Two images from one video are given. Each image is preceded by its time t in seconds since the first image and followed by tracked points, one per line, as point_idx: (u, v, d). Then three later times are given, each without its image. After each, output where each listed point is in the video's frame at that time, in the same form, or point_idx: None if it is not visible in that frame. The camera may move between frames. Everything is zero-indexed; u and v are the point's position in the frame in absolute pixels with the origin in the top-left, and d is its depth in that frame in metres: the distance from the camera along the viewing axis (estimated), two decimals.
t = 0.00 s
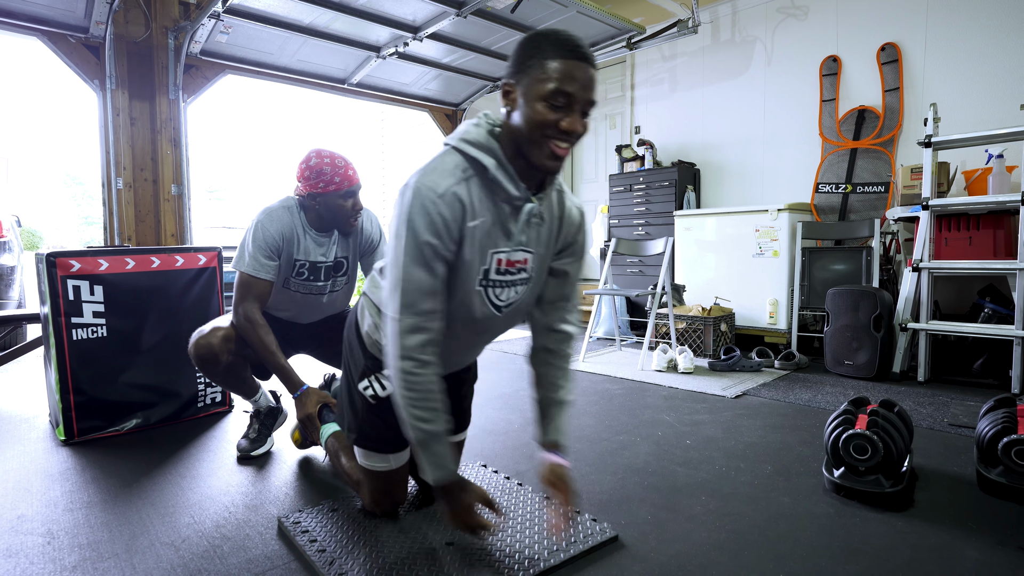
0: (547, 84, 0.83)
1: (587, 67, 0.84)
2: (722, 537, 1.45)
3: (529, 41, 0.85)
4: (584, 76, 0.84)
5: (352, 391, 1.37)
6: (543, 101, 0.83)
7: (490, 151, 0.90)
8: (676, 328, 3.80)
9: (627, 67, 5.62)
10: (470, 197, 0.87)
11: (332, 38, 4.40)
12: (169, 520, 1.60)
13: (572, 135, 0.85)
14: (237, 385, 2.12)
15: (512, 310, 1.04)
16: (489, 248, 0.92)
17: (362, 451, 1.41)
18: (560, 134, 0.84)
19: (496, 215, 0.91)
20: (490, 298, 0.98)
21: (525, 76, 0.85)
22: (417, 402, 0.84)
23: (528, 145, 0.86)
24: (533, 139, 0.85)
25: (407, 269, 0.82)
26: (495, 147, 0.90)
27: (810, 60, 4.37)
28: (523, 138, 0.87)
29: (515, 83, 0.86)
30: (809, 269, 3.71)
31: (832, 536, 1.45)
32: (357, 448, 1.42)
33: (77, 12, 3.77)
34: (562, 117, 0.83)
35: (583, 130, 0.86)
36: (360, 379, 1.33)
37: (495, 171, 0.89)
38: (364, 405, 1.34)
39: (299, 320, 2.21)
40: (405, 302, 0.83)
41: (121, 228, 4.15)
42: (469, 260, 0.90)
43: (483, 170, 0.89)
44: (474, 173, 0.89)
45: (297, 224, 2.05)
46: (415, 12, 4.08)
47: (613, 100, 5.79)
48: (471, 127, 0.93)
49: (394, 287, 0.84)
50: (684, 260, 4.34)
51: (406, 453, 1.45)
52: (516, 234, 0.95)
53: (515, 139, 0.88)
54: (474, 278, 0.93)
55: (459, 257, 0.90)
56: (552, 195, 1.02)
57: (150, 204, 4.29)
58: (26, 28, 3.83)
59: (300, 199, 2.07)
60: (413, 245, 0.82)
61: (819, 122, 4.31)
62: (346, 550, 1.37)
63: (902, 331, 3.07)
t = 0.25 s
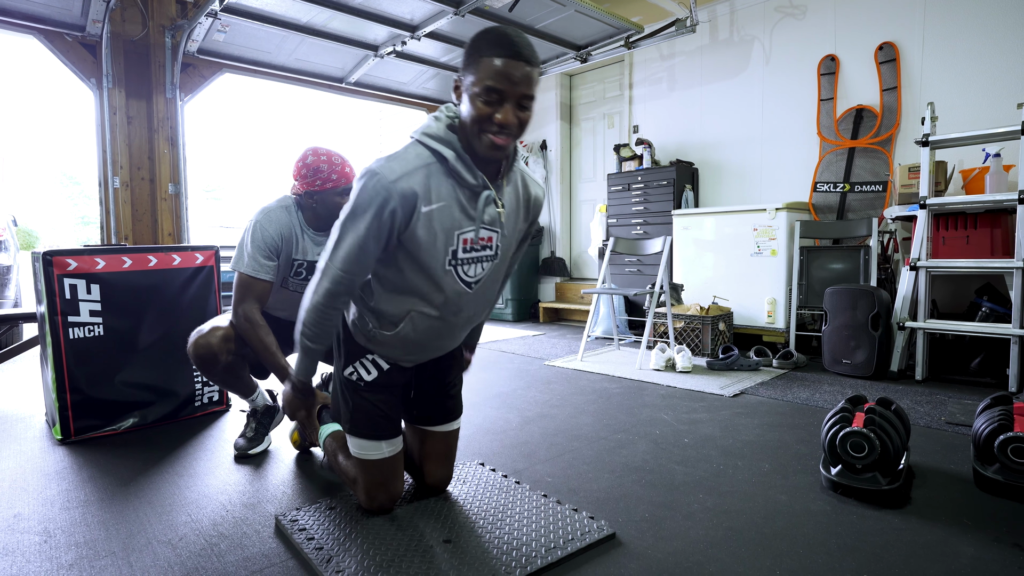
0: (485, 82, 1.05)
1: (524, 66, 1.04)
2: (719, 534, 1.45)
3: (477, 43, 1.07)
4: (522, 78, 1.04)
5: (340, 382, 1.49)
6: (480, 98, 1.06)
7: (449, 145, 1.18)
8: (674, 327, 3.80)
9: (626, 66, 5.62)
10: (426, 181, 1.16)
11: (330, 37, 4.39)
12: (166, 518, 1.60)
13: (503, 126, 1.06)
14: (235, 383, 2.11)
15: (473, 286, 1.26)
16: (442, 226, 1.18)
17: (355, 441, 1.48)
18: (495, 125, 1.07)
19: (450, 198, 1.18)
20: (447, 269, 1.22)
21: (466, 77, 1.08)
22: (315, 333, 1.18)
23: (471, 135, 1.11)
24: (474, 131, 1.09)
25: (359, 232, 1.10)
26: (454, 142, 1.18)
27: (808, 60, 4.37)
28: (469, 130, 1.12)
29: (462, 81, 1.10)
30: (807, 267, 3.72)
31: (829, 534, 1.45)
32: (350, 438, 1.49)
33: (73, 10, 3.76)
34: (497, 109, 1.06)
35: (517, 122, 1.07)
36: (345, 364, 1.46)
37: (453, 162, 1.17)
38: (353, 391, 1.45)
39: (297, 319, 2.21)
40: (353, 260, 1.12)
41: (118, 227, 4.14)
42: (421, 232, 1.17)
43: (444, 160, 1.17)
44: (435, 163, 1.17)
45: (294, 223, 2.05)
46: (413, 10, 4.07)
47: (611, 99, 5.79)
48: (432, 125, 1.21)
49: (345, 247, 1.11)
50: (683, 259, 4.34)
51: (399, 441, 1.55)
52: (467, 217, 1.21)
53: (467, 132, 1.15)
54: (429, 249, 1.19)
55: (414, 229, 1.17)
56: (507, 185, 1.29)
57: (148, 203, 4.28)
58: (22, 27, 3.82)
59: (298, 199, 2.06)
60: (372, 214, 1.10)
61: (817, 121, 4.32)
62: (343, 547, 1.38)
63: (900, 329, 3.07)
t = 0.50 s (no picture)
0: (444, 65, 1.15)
1: (480, 50, 1.16)
2: (715, 532, 1.46)
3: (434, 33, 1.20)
4: (477, 61, 1.15)
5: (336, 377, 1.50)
6: (440, 83, 1.17)
7: (418, 128, 1.27)
8: (672, 327, 3.80)
9: (624, 66, 5.63)
10: (400, 163, 1.23)
11: (328, 37, 4.39)
12: (165, 517, 1.60)
13: (463, 106, 1.16)
14: (235, 382, 2.12)
15: (456, 264, 1.32)
16: (419, 205, 1.25)
17: (351, 436, 1.49)
18: (456, 106, 1.17)
19: (424, 178, 1.26)
20: (429, 247, 1.27)
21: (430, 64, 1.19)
22: (309, 322, 1.16)
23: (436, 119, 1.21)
24: (437, 114, 1.20)
25: (340, 213, 1.14)
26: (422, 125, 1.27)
27: (806, 60, 4.38)
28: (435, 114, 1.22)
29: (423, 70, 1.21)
30: (805, 267, 3.73)
31: (826, 531, 1.46)
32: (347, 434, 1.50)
33: (71, 10, 3.75)
34: (454, 90, 1.16)
35: (473, 104, 1.17)
36: (341, 359, 1.48)
37: (424, 143, 1.27)
38: (348, 385, 1.47)
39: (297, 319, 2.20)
40: (336, 242, 1.14)
41: (116, 227, 4.14)
42: (401, 212, 1.23)
43: (415, 142, 1.27)
44: (408, 147, 1.26)
45: (292, 223, 2.05)
46: (411, 10, 4.08)
47: (610, 99, 5.80)
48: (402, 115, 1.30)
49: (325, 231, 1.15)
50: (681, 259, 4.35)
51: (396, 436, 1.55)
52: (443, 196, 1.28)
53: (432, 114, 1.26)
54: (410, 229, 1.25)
55: (394, 207, 1.23)
56: (478, 166, 1.38)
57: (146, 203, 4.28)
58: (20, 26, 3.82)
59: (297, 199, 2.07)
60: (351, 195, 1.15)
61: (814, 121, 4.33)
62: (341, 545, 1.38)
63: (897, 328, 3.08)
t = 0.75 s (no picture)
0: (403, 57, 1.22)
1: (437, 37, 1.20)
2: (713, 531, 1.46)
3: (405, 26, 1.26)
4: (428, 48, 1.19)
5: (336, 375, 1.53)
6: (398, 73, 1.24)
7: (400, 119, 1.34)
8: (670, 327, 3.81)
9: (622, 66, 5.63)
10: (386, 152, 1.30)
11: (327, 37, 4.39)
12: (163, 516, 1.60)
13: (415, 91, 1.21)
14: (235, 382, 2.11)
15: (443, 248, 1.37)
16: (405, 191, 1.30)
17: (349, 435, 1.51)
18: (410, 92, 1.23)
19: (409, 165, 1.32)
20: (416, 232, 1.33)
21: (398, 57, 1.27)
22: (324, 311, 1.20)
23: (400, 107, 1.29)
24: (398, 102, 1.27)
25: (333, 202, 1.21)
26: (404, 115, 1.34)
27: (804, 60, 4.39)
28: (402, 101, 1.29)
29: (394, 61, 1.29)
30: (803, 267, 3.71)
31: (824, 530, 1.46)
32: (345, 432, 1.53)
33: (70, 10, 3.75)
34: (407, 77, 1.22)
35: (420, 88, 1.21)
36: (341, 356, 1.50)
37: (407, 132, 1.33)
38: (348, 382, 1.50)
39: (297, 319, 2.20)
40: (330, 230, 1.21)
41: (115, 226, 4.14)
42: (388, 198, 1.29)
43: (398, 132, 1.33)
44: (393, 137, 1.32)
45: (294, 223, 2.05)
46: (410, 10, 4.08)
47: (608, 99, 5.81)
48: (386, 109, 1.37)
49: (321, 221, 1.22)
50: (680, 258, 4.36)
51: (394, 433, 1.57)
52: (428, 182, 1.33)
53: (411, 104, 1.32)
54: (397, 214, 1.30)
55: (381, 195, 1.29)
56: (461, 154, 1.44)
57: (144, 202, 4.28)
58: (18, 25, 3.81)
59: (299, 199, 2.07)
60: (340, 183, 1.21)
61: (812, 121, 4.34)
62: (339, 544, 1.38)
63: (895, 328, 3.08)
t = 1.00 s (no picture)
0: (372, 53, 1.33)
1: (398, 27, 1.29)
2: (712, 530, 1.47)
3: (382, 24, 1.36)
4: (389, 38, 1.28)
5: (340, 373, 1.55)
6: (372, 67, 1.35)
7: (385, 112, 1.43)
8: (669, 326, 3.81)
9: (621, 66, 5.63)
10: (369, 144, 1.40)
11: (326, 37, 4.39)
12: (164, 516, 1.60)
13: (381, 80, 1.31)
14: (235, 380, 2.10)
15: (431, 234, 1.43)
16: (388, 180, 1.40)
17: (353, 433, 1.52)
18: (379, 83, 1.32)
19: (393, 155, 1.41)
20: (402, 219, 1.41)
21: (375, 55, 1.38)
22: (297, 300, 1.39)
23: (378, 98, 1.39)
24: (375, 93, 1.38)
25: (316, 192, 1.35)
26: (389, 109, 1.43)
27: (803, 60, 4.40)
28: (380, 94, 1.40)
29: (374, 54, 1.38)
30: (802, 267, 3.73)
31: (823, 529, 1.47)
32: (348, 430, 1.54)
33: (69, 10, 3.75)
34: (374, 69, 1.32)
35: (384, 74, 1.29)
36: (345, 353, 1.52)
37: (390, 125, 1.42)
38: (352, 379, 1.51)
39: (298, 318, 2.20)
40: (314, 217, 1.35)
41: (114, 226, 4.14)
42: (372, 187, 1.39)
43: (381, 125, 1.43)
44: (378, 130, 1.42)
45: (296, 223, 2.05)
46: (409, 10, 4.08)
47: (607, 99, 5.81)
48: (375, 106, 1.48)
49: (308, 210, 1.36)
50: (679, 258, 4.36)
51: (396, 433, 1.58)
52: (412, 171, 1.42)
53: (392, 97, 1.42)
54: (382, 202, 1.40)
55: (365, 185, 1.39)
56: (449, 144, 1.50)
57: (143, 203, 4.28)
58: (17, 25, 3.81)
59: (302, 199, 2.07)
60: (323, 174, 1.35)
61: (811, 122, 4.34)
62: (340, 543, 1.39)
63: (893, 328, 3.09)
